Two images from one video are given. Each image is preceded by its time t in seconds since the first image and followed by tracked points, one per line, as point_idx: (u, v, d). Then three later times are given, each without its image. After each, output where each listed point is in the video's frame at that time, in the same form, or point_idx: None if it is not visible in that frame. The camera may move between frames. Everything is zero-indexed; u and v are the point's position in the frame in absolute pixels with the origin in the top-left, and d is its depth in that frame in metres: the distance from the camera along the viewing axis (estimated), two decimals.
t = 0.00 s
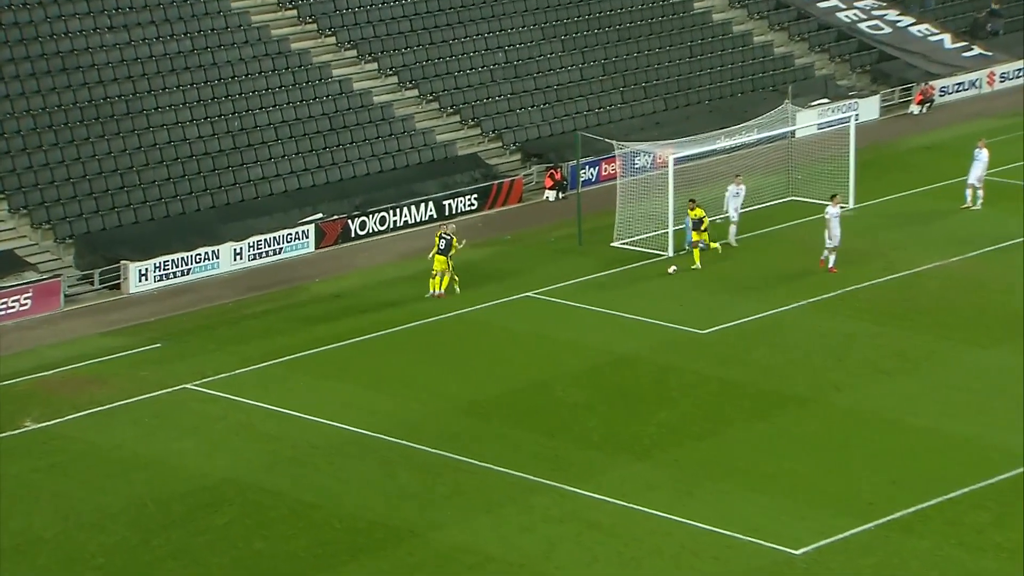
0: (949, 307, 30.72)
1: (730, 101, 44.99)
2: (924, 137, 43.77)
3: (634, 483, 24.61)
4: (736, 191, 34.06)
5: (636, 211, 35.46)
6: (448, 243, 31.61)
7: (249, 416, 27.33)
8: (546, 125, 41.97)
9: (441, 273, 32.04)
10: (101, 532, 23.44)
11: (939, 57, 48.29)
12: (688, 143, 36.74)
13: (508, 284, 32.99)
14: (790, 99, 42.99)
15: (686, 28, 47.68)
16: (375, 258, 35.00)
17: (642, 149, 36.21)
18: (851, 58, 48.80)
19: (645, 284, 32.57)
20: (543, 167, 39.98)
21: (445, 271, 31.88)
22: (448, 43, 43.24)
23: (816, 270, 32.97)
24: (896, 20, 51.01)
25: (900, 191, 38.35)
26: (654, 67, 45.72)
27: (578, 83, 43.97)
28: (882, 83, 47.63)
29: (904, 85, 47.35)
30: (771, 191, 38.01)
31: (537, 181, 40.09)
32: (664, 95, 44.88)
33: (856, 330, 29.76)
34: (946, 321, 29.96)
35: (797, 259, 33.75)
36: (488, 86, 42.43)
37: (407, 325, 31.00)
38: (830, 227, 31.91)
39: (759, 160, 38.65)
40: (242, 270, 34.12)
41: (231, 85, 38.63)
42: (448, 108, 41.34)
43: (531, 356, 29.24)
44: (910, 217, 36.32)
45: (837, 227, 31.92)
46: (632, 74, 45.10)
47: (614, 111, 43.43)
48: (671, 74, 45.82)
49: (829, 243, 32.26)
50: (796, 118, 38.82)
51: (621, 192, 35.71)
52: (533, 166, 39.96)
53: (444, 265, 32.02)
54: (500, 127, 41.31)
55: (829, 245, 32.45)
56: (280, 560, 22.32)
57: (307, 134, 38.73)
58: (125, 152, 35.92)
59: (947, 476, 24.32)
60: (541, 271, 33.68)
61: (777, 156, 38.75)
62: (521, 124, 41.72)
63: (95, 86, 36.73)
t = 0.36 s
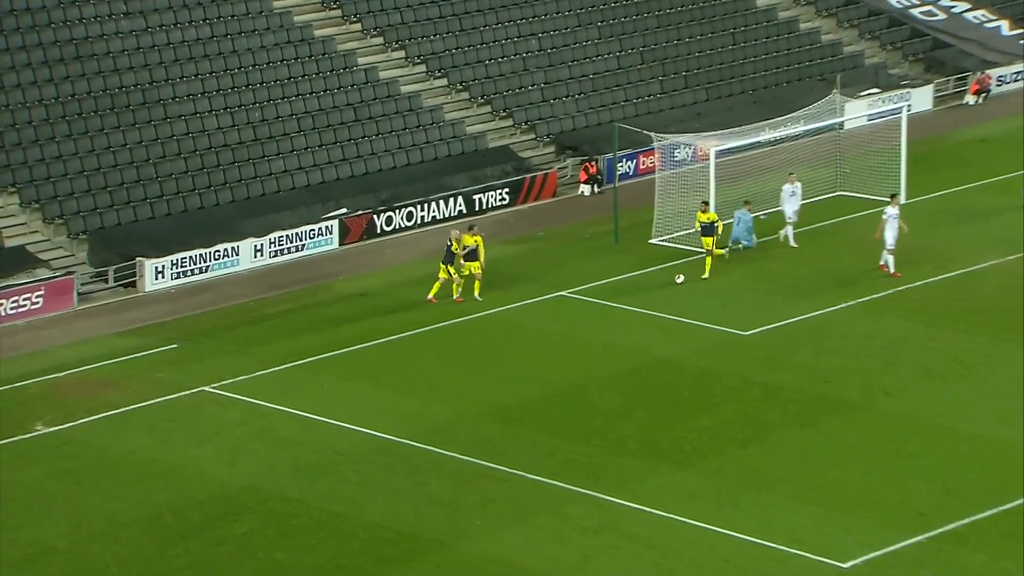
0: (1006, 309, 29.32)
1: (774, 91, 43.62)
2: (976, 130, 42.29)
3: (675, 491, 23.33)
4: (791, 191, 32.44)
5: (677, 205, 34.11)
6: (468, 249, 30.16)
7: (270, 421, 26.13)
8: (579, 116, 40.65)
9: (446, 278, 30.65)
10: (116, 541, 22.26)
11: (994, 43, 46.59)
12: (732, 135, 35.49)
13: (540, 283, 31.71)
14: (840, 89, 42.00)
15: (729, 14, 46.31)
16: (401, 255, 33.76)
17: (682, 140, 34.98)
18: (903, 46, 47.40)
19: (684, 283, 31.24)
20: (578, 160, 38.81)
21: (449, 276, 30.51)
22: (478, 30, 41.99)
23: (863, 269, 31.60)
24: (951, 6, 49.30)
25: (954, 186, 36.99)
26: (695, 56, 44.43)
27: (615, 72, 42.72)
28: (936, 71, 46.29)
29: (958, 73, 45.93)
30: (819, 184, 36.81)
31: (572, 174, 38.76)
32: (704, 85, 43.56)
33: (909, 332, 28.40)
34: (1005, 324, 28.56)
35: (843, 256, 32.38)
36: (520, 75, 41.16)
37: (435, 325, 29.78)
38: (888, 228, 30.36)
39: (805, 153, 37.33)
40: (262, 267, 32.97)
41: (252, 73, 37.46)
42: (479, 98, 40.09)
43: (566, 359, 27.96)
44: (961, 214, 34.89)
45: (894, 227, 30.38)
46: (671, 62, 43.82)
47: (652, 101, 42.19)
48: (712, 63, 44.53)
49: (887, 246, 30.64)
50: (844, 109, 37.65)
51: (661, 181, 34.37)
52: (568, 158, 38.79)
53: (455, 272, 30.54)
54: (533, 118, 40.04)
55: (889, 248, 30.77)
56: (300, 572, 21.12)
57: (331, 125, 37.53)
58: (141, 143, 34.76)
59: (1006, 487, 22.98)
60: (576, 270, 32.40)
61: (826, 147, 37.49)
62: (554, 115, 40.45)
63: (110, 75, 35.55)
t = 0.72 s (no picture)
0: None
1: (804, 80, 42.54)
2: (1017, 122, 40.97)
3: (701, 500, 22.09)
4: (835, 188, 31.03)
5: (700, 201, 33.10)
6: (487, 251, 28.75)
7: (276, 425, 24.95)
8: (599, 106, 39.57)
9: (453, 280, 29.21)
10: (113, 552, 21.08)
11: None
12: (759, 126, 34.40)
13: (559, 282, 30.49)
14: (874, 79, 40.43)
15: None
16: (414, 253, 32.55)
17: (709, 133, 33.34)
18: (941, 33, 46.15)
19: (710, 283, 30.00)
20: (599, 153, 37.70)
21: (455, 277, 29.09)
22: (495, 16, 40.78)
23: (897, 267, 30.32)
24: None
25: (991, 182, 35.59)
26: (722, 43, 43.28)
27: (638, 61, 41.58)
28: (976, 60, 45.12)
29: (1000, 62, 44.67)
30: (852, 177, 35.47)
31: (593, 168, 37.57)
32: (731, 74, 42.49)
33: (947, 334, 27.12)
34: None
35: (875, 254, 31.14)
36: (538, 64, 39.98)
37: (449, 326, 28.56)
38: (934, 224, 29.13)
39: (838, 145, 36.63)
40: (267, 266, 31.78)
41: (258, 61, 36.30)
42: (495, 88, 38.94)
43: (587, 362, 26.74)
44: (997, 211, 33.58)
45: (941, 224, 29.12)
46: (697, 50, 42.67)
47: (676, 91, 41.08)
48: (740, 51, 43.38)
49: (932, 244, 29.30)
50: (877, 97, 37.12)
51: (684, 180, 33.69)
52: (588, 152, 37.65)
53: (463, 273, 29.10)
54: (552, 109, 38.95)
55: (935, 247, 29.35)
56: None
57: (340, 116, 36.38)
58: (141, 135, 33.62)
59: None
60: (597, 268, 31.17)
61: (861, 139, 36.81)
62: (573, 106, 39.34)
63: (109, 64, 34.38)
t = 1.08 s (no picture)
0: None
1: (821, 63, 41.55)
2: None
3: (711, 506, 20.79)
4: (862, 178, 29.63)
5: (710, 190, 31.73)
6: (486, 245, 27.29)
7: (260, 427, 23.62)
8: (605, 90, 38.16)
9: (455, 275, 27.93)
10: (89, 561, 19.77)
11: None
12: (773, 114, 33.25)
13: (561, 276, 29.18)
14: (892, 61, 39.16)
15: None
16: (409, 244, 31.22)
17: (718, 117, 33.58)
18: (964, 14, 45.26)
19: (719, 275, 28.71)
20: (602, 139, 36.38)
21: (456, 271, 27.80)
22: None
23: (915, 260, 29.04)
24: None
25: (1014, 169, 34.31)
26: (732, 24, 41.93)
27: (644, 42, 40.24)
28: (1001, 41, 44.18)
29: None
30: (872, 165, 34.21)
31: (597, 155, 36.47)
32: (743, 56, 41.26)
33: (970, 330, 25.85)
34: None
35: (890, 246, 29.86)
36: (539, 45, 38.58)
37: (444, 322, 27.23)
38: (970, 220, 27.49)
39: (854, 133, 35.40)
40: (252, 257, 30.44)
41: (242, 42, 34.89)
42: (492, 71, 37.60)
43: (590, 360, 25.42)
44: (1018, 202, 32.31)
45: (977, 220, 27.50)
46: (706, 31, 41.37)
47: (683, 74, 39.81)
48: (752, 31, 42.22)
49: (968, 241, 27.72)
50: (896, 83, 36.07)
51: (694, 166, 32.18)
52: (591, 138, 36.29)
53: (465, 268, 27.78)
54: (553, 92, 37.62)
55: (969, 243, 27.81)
56: None
57: (329, 100, 35.04)
58: (118, 120, 32.25)
59: None
60: (601, 261, 29.87)
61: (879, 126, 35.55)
62: (576, 89, 37.96)
63: (85, 45, 32.97)
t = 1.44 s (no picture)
0: None
1: (839, 22, 40.28)
2: None
3: (722, 493, 19.40)
4: (890, 153, 27.95)
5: (721, 158, 30.66)
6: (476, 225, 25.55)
7: (242, 409, 22.23)
8: (608, 51, 36.97)
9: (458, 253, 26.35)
10: (60, 553, 18.38)
11: None
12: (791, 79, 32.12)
13: (564, 250, 27.79)
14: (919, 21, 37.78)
15: None
16: (404, 217, 29.83)
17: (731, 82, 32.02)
18: None
19: (729, 250, 27.31)
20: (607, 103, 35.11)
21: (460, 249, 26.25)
22: None
23: (935, 233, 27.64)
24: None
25: None
26: None
27: None
28: None
29: None
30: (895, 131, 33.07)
31: (600, 121, 34.83)
32: (756, 15, 40.12)
33: (996, 307, 24.46)
34: None
35: (908, 219, 28.46)
36: (539, 6, 37.16)
37: (437, 299, 25.82)
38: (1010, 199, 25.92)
39: (877, 98, 34.27)
40: (234, 230, 29.08)
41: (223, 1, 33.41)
42: (490, 32, 36.11)
43: (594, 340, 24.02)
44: None
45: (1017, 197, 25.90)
46: None
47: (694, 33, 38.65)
48: None
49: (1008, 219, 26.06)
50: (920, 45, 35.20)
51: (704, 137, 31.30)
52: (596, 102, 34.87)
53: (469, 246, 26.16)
54: (555, 54, 36.23)
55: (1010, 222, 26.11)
56: None
57: (316, 63, 33.65)
58: (92, 84, 30.81)
59: None
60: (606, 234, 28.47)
61: (901, 91, 34.47)
62: (579, 51, 36.66)
63: (56, 4, 31.32)
